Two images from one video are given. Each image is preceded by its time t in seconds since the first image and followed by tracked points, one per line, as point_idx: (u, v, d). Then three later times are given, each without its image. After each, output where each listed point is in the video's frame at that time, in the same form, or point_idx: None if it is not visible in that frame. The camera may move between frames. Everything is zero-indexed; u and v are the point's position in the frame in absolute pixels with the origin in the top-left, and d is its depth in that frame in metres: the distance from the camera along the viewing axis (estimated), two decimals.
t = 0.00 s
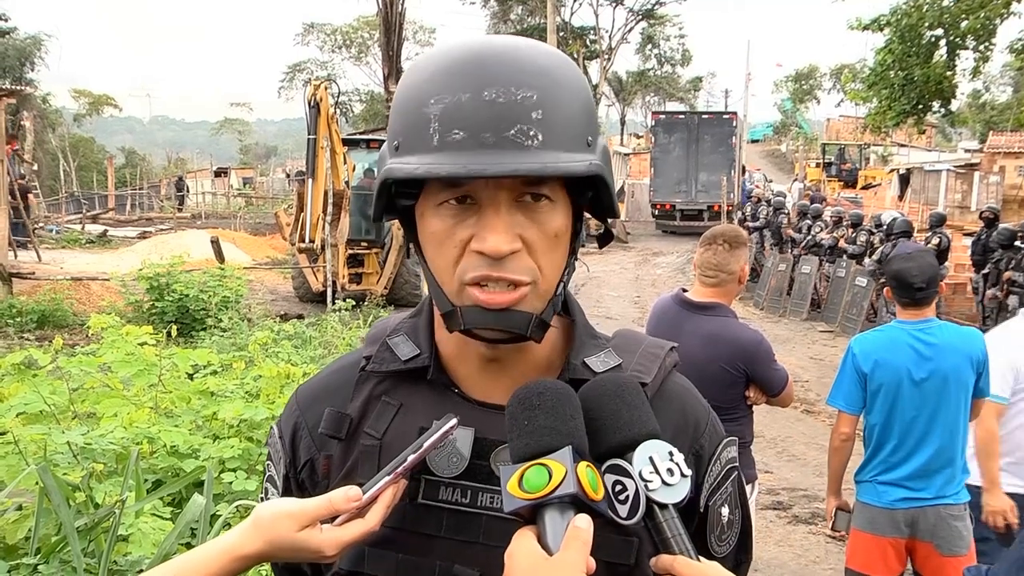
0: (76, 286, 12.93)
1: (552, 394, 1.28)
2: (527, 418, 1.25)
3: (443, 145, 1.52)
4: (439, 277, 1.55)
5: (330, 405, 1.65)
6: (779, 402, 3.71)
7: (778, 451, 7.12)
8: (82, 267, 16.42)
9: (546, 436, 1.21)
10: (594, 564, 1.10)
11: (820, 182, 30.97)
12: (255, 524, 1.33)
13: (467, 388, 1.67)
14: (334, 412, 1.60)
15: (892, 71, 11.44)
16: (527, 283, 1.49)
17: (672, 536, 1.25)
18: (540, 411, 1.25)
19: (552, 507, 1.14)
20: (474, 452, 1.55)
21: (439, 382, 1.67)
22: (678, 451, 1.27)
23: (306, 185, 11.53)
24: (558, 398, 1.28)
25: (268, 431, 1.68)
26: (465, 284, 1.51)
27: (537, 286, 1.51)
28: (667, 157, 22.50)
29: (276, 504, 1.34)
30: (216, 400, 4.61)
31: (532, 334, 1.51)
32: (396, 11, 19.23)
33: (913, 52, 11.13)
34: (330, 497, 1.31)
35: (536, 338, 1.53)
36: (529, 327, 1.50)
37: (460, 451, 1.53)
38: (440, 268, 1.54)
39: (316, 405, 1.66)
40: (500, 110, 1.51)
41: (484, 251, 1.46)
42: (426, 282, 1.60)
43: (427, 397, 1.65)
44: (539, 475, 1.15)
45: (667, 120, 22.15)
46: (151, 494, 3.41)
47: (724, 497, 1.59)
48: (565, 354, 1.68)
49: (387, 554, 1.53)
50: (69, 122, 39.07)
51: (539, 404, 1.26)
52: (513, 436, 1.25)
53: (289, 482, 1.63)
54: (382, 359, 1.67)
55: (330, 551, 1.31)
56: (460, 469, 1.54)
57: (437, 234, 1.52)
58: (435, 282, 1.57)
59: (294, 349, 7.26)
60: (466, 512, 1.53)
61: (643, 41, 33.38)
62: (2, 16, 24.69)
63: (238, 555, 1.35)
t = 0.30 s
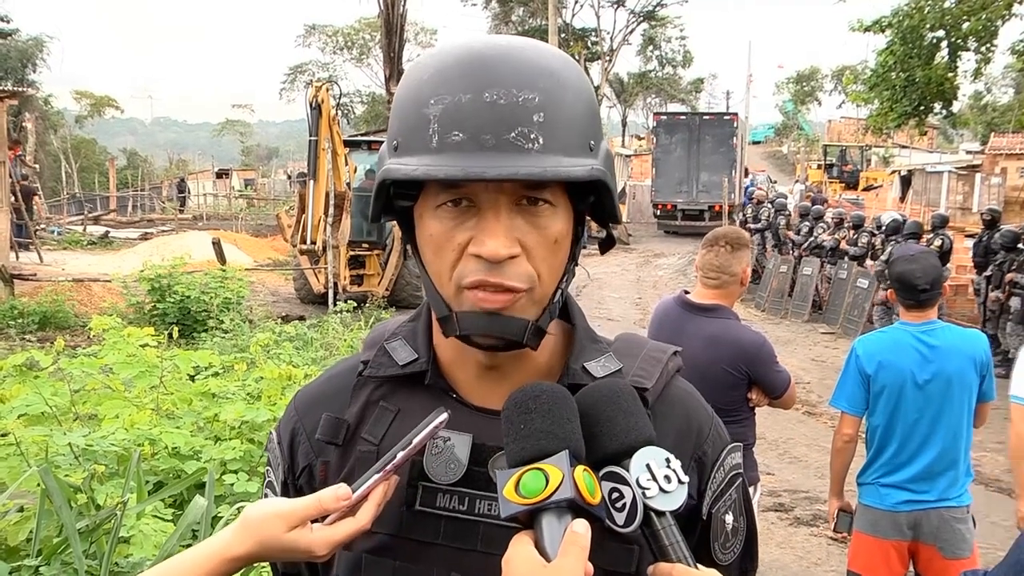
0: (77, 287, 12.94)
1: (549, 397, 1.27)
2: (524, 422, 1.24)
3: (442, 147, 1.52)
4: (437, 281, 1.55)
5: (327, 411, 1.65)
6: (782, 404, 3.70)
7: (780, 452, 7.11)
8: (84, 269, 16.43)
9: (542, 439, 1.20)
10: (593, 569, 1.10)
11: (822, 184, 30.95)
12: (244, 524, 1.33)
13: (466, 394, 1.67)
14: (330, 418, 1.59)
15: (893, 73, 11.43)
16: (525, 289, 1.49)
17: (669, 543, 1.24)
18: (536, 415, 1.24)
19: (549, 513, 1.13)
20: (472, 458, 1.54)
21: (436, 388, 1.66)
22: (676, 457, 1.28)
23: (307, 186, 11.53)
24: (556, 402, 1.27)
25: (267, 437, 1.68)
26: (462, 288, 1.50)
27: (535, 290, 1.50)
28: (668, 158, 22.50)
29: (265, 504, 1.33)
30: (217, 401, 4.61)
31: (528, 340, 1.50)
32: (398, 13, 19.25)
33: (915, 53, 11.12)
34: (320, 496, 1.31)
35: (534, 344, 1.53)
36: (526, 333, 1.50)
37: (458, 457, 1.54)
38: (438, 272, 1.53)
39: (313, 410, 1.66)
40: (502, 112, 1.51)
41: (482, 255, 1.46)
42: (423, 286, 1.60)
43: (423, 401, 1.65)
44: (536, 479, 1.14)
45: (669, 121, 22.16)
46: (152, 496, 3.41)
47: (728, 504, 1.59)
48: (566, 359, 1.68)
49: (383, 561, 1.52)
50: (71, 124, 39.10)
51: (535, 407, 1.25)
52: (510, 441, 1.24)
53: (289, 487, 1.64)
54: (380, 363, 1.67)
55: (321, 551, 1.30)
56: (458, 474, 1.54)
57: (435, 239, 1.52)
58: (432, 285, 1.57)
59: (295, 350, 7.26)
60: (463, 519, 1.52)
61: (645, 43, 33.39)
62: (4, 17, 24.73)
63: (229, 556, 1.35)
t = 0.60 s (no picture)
0: (78, 291, 12.95)
1: (550, 405, 1.27)
2: (525, 431, 1.24)
3: (439, 146, 1.52)
4: (434, 284, 1.55)
5: (328, 417, 1.65)
6: (784, 407, 3.70)
7: (780, 456, 7.10)
8: (84, 272, 16.43)
9: (544, 449, 1.21)
10: None
11: (822, 187, 30.94)
12: (246, 537, 1.34)
13: (466, 401, 1.67)
14: (330, 424, 1.60)
15: (894, 76, 11.43)
16: (522, 292, 1.48)
17: (668, 552, 1.22)
18: (537, 424, 1.24)
19: (551, 522, 1.13)
20: (472, 464, 1.54)
21: (436, 393, 1.66)
22: (675, 465, 1.26)
23: (307, 189, 11.54)
24: (558, 409, 1.27)
25: (268, 442, 1.68)
26: (459, 290, 1.50)
27: (533, 293, 1.50)
28: (669, 161, 22.53)
29: (268, 517, 1.34)
30: (218, 405, 4.60)
31: (526, 344, 1.50)
32: (398, 17, 19.29)
33: (915, 56, 11.13)
34: (322, 512, 1.29)
35: (533, 349, 1.53)
36: (524, 337, 1.50)
37: (458, 463, 1.53)
38: (436, 275, 1.53)
39: (313, 416, 1.66)
40: (500, 112, 1.51)
41: (479, 257, 1.46)
42: (421, 287, 1.60)
43: (423, 407, 1.64)
44: (537, 489, 1.14)
45: (669, 125, 22.20)
46: (153, 500, 3.41)
47: (733, 512, 1.59)
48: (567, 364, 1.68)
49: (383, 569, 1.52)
50: (72, 128, 39.12)
51: (536, 416, 1.26)
52: (510, 449, 1.24)
53: (289, 495, 1.64)
54: (380, 369, 1.66)
55: (321, 566, 1.29)
56: (457, 481, 1.53)
57: (434, 240, 1.52)
58: (429, 287, 1.57)
59: (296, 353, 7.26)
60: (463, 526, 1.52)
61: (645, 46, 33.41)
62: (5, 21, 24.76)
63: (230, 569, 1.36)
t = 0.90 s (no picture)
0: (79, 292, 12.95)
1: (559, 404, 1.27)
2: (533, 429, 1.24)
3: (438, 142, 1.53)
4: (434, 282, 1.55)
5: (329, 417, 1.65)
6: (784, 408, 3.70)
7: (780, 457, 7.10)
8: (85, 273, 16.45)
9: (552, 447, 1.21)
10: None
11: (823, 189, 30.92)
12: (247, 539, 1.33)
13: (468, 402, 1.66)
14: (332, 424, 1.60)
15: (894, 77, 11.43)
16: (519, 292, 1.48)
17: (669, 553, 1.22)
18: (546, 421, 1.25)
19: (558, 520, 1.13)
20: (473, 465, 1.54)
21: (438, 394, 1.66)
22: (675, 467, 1.27)
23: (308, 192, 11.59)
24: (565, 407, 1.27)
25: (272, 443, 1.69)
26: (457, 289, 1.50)
27: (530, 294, 1.50)
28: (670, 163, 22.54)
29: (268, 520, 1.33)
30: (218, 406, 4.60)
31: (519, 349, 1.49)
32: (399, 18, 19.30)
33: (915, 58, 11.13)
34: (323, 514, 1.29)
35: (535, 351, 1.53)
36: (517, 341, 1.49)
37: (458, 464, 1.53)
38: (434, 273, 1.54)
39: (315, 417, 1.66)
40: (498, 110, 1.51)
41: (475, 255, 1.46)
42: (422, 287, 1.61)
43: (425, 407, 1.64)
44: (545, 487, 1.14)
45: (670, 127, 22.24)
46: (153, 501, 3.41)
47: (735, 514, 1.59)
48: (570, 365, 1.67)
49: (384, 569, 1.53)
50: (73, 130, 39.12)
51: (545, 413, 1.26)
52: (518, 447, 1.24)
53: (292, 494, 1.65)
54: (381, 370, 1.67)
55: (323, 567, 1.30)
56: (459, 482, 1.53)
57: (433, 237, 1.52)
58: (429, 286, 1.57)
59: (296, 355, 7.26)
60: (464, 527, 1.52)
61: (646, 48, 33.39)
62: (6, 23, 24.77)
63: (229, 571, 1.36)
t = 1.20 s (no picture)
0: (80, 294, 12.96)
1: (557, 402, 1.27)
2: (531, 427, 1.24)
3: (439, 146, 1.54)
4: (436, 282, 1.56)
5: (337, 417, 1.66)
6: (785, 409, 3.70)
7: (782, 458, 7.09)
8: (86, 275, 16.45)
9: (550, 444, 1.21)
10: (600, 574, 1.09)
11: (825, 190, 30.91)
12: (254, 540, 1.33)
13: (474, 401, 1.67)
14: (340, 424, 1.61)
15: (895, 78, 11.42)
16: (520, 294, 1.48)
17: (675, 554, 1.23)
18: (543, 419, 1.25)
19: (557, 518, 1.13)
20: (479, 465, 1.54)
21: (445, 394, 1.66)
22: (681, 467, 1.27)
23: (309, 194, 11.66)
24: (566, 405, 1.27)
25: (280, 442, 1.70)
26: (459, 290, 1.50)
27: (531, 297, 1.50)
28: (671, 165, 22.57)
29: (275, 521, 1.33)
30: (220, 408, 4.61)
31: (521, 346, 1.49)
32: (400, 20, 19.31)
33: (916, 59, 11.13)
34: (330, 515, 1.30)
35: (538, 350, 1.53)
36: (518, 338, 1.49)
37: (465, 464, 1.53)
38: (436, 275, 1.54)
39: (323, 416, 1.67)
40: (499, 114, 1.52)
41: (475, 258, 1.46)
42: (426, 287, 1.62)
43: (433, 408, 1.65)
44: (543, 485, 1.14)
45: (671, 129, 22.29)
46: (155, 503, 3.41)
47: (740, 514, 1.59)
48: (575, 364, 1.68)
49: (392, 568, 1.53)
50: (74, 132, 39.15)
51: (542, 411, 1.26)
52: (517, 445, 1.24)
53: (301, 493, 1.65)
54: (389, 369, 1.67)
55: (330, 568, 1.30)
56: (465, 482, 1.53)
57: (435, 240, 1.53)
58: (433, 287, 1.58)
59: (298, 357, 7.26)
60: (470, 526, 1.52)
61: (647, 49, 33.38)
62: (8, 25, 24.80)
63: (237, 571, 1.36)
